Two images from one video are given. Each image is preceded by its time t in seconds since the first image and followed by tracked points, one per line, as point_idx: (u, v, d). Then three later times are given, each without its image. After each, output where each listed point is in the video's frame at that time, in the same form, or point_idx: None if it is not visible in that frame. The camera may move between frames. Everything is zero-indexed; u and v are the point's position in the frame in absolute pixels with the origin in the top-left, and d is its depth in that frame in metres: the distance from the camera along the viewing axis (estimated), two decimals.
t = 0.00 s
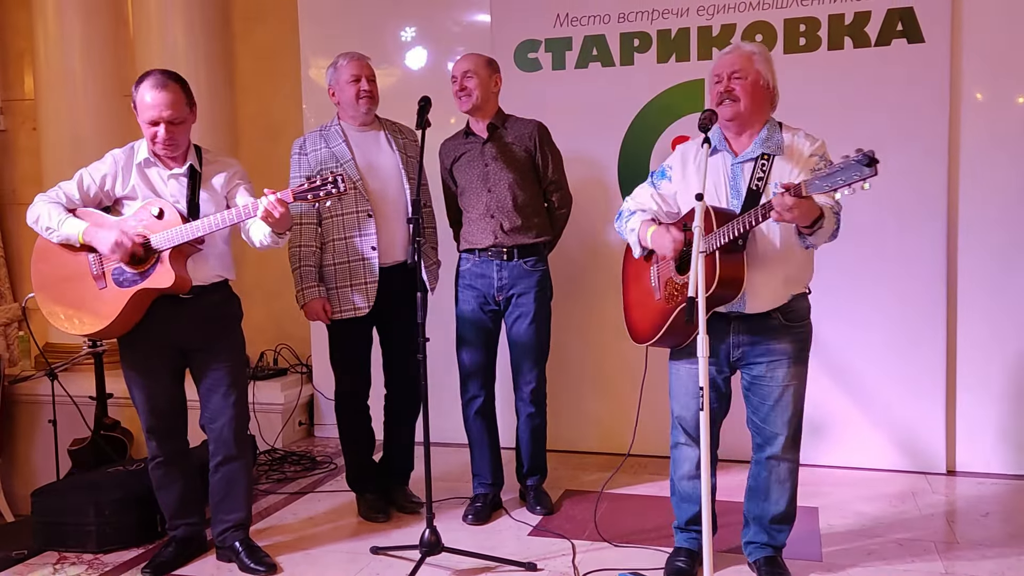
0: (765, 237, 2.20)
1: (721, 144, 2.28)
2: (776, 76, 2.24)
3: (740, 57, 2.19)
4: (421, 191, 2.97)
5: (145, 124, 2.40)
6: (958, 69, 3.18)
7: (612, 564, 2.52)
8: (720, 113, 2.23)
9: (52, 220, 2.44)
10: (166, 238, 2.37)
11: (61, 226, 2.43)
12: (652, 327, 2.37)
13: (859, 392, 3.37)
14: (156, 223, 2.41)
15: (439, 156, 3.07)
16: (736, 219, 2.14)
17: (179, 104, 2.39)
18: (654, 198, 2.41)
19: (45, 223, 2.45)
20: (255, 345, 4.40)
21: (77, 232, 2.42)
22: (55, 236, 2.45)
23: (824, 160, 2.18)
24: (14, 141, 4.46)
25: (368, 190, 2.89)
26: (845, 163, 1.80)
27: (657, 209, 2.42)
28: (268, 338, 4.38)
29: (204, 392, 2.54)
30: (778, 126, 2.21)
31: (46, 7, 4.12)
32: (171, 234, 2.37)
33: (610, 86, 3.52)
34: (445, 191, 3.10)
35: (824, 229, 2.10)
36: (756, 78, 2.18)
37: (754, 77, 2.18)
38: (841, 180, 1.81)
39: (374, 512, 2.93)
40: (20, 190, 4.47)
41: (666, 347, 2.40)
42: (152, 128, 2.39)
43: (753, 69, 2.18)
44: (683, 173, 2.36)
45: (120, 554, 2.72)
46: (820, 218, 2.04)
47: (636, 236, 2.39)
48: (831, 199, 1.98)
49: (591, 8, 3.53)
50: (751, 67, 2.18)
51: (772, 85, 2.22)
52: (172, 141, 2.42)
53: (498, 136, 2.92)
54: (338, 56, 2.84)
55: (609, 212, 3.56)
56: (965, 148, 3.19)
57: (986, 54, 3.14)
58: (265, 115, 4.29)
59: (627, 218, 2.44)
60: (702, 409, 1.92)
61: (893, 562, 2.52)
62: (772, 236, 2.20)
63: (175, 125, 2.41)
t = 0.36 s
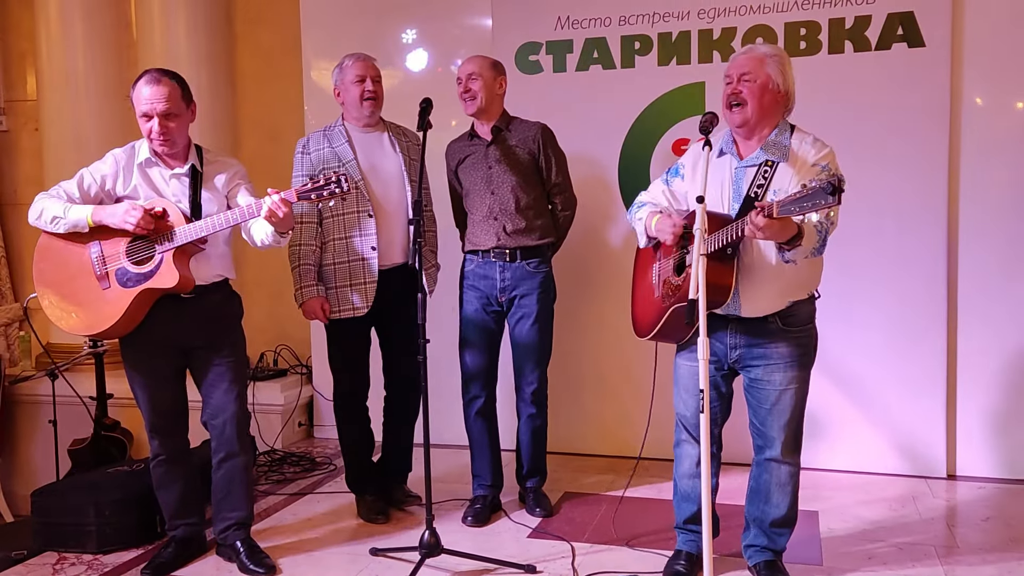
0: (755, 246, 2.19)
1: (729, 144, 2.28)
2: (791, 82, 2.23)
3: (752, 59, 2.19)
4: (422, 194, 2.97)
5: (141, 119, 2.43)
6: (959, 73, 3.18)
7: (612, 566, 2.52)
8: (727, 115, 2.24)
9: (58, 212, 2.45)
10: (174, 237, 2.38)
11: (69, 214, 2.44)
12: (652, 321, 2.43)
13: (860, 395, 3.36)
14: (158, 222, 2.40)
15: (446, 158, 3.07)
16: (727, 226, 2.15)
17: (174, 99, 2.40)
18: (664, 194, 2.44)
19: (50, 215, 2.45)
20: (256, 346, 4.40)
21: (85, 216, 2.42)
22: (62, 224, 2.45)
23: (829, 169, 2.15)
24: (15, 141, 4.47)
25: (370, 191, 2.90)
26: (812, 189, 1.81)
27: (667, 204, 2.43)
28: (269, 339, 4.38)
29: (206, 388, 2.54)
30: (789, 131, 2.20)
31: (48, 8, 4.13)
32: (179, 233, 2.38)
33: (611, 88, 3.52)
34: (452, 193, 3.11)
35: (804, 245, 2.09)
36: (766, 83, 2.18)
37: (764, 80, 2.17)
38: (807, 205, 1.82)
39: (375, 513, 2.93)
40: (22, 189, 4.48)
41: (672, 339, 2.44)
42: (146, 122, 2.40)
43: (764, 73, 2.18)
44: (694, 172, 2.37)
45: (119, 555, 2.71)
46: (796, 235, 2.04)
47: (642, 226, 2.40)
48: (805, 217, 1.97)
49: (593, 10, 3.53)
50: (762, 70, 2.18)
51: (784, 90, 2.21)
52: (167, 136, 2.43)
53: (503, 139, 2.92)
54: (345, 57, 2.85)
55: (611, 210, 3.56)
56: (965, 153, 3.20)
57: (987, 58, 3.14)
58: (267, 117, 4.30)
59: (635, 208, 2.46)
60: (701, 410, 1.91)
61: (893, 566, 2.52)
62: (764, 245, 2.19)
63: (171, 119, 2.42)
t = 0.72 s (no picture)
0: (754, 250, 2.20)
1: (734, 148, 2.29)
2: (796, 85, 2.23)
3: (755, 62, 2.19)
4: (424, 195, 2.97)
5: (147, 116, 2.43)
6: (960, 75, 3.18)
7: (614, 568, 2.51)
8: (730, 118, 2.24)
9: (55, 223, 2.44)
10: (171, 239, 2.36)
11: (64, 230, 2.43)
12: (653, 323, 2.46)
13: (861, 397, 3.36)
14: (159, 223, 2.41)
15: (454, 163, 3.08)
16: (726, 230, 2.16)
17: (182, 91, 2.43)
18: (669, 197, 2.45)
19: (47, 226, 2.45)
20: (256, 347, 4.39)
21: (80, 236, 2.42)
22: (58, 239, 2.45)
23: (831, 173, 2.15)
24: (15, 141, 4.46)
25: (372, 191, 2.89)
26: (800, 198, 1.83)
27: (672, 209, 2.45)
28: (269, 341, 4.37)
29: (205, 391, 2.54)
30: (793, 133, 2.20)
31: (48, 9, 4.13)
32: (177, 234, 2.36)
33: (612, 90, 3.53)
34: (460, 196, 3.11)
35: (799, 252, 2.11)
36: (769, 86, 2.18)
37: (767, 84, 2.17)
38: (795, 214, 1.83)
39: (375, 515, 2.92)
40: (21, 191, 4.47)
41: (675, 340, 2.46)
42: (155, 115, 2.41)
43: (767, 76, 2.18)
44: (699, 175, 2.36)
45: (119, 556, 2.71)
46: (790, 241, 2.04)
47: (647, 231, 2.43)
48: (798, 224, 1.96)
49: (594, 12, 3.54)
50: (766, 74, 2.18)
51: (788, 94, 2.20)
52: (177, 128, 2.43)
53: (510, 141, 2.92)
54: (350, 57, 2.84)
55: (611, 211, 3.56)
56: (966, 155, 3.20)
57: (987, 61, 3.15)
58: (267, 118, 4.29)
59: (639, 220, 2.49)
60: (705, 413, 1.93)
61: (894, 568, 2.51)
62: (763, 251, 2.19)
63: (179, 112, 2.43)
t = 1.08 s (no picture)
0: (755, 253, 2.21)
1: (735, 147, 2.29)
2: (794, 85, 2.21)
3: (751, 65, 2.20)
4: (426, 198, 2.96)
5: (155, 111, 2.44)
6: (959, 77, 3.18)
7: (614, 571, 2.51)
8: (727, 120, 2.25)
9: (56, 227, 2.43)
10: (171, 242, 2.36)
11: (65, 233, 2.42)
12: (650, 325, 2.46)
13: (861, 399, 3.36)
14: (158, 227, 2.40)
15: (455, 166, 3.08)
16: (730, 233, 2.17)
17: (189, 87, 2.48)
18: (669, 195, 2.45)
19: (48, 229, 2.44)
20: (255, 350, 4.39)
21: (81, 240, 2.41)
22: (58, 243, 2.44)
23: (832, 179, 2.14)
24: (13, 146, 4.46)
25: (374, 196, 2.89)
26: (812, 205, 1.84)
27: (672, 208, 2.45)
28: (269, 344, 4.37)
29: (205, 398, 2.54)
30: (794, 137, 2.21)
31: (47, 13, 4.13)
32: (177, 238, 2.36)
33: (611, 92, 3.53)
34: (461, 198, 3.11)
35: (805, 257, 2.08)
36: (764, 88, 2.18)
37: (762, 86, 2.18)
38: (807, 220, 1.85)
39: (375, 517, 2.92)
40: (21, 195, 4.47)
41: (672, 341, 2.45)
42: (166, 107, 2.43)
43: (762, 78, 2.18)
44: (699, 175, 2.37)
45: (119, 560, 2.70)
46: (796, 248, 2.04)
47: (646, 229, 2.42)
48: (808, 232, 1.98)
49: (593, 14, 3.54)
50: (762, 76, 2.18)
51: (786, 95, 2.20)
52: (185, 120, 2.45)
53: (512, 144, 2.92)
54: (356, 58, 2.84)
55: (615, 210, 3.56)
56: (964, 157, 3.20)
57: (985, 63, 3.15)
58: (266, 122, 4.30)
59: (637, 217, 2.48)
60: (704, 415, 1.93)
61: (894, 569, 2.52)
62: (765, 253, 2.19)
63: (188, 106, 2.46)
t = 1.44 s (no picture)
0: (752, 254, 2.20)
1: (733, 145, 2.29)
2: (790, 84, 2.22)
3: (748, 63, 2.20)
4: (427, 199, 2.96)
5: (155, 111, 2.45)
6: (954, 76, 3.18)
7: (612, 572, 2.51)
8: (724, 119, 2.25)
9: (52, 220, 2.44)
10: (168, 242, 2.36)
11: (60, 225, 2.42)
12: (641, 320, 2.48)
13: (858, 398, 3.36)
14: (154, 227, 2.39)
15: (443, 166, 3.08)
16: (728, 238, 2.15)
17: (191, 90, 2.49)
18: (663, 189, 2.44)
19: (45, 223, 2.44)
20: (254, 353, 4.39)
21: (77, 231, 2.41)
22: (55, 235, 2.44)
23: (829, 182, 2.15)
24: (11, 150, 4.47)
25: (376, 195, 2.89)
26: (821, 220, 1.85)
27: (666, 200, 2.44)
28: (267, 347, 4.37)
29: (202, 397, 2.53)
30: (790, 136, 2.21)
31: (44, 17, 4.13)
32: (174, 237, 2.36)
33: (607, 93, 3.53)
34: (453, 199, 3.10)
35: (807, 266, 2.08)
36: (759, 86, 2.18)
37: (758, 84, 2.18)
38: (815, 235, 1.86)
39: (373, 518, 2.93)
40: (18, 198, 4.47)
41: (664, 335, 2.47)
42: (166, 108, 2.44)
43: (758, 77, 2.18)
44: (694, 173, 2.37)
45: (116, 564, 2.71)
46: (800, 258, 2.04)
47: (640, 220, 2.41)
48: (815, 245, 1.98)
49: (589, 15, 3.54)
50: (759, 73, 2.18)
51: (782, 94, 2.20)
52: (185, 122, 2.46)
53: (501, 146, 2.92)
54: (359, 61, 2.86)
55: (610, 208, 3.57)
56: (961, 156, 3.20)
57: (981, 62, 3.15)
58: (263, 124, 4.30)
59: (634, 201, 2.46)
60: (700, 418, 1.93)
61: (892, 569, 2.52)
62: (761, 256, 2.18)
63: (188, 108, 2.47)
